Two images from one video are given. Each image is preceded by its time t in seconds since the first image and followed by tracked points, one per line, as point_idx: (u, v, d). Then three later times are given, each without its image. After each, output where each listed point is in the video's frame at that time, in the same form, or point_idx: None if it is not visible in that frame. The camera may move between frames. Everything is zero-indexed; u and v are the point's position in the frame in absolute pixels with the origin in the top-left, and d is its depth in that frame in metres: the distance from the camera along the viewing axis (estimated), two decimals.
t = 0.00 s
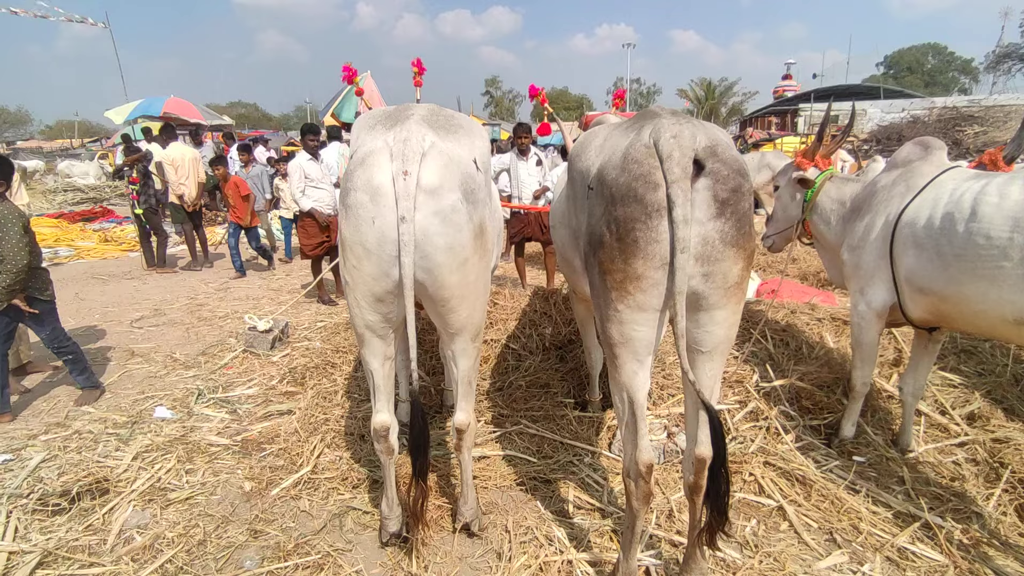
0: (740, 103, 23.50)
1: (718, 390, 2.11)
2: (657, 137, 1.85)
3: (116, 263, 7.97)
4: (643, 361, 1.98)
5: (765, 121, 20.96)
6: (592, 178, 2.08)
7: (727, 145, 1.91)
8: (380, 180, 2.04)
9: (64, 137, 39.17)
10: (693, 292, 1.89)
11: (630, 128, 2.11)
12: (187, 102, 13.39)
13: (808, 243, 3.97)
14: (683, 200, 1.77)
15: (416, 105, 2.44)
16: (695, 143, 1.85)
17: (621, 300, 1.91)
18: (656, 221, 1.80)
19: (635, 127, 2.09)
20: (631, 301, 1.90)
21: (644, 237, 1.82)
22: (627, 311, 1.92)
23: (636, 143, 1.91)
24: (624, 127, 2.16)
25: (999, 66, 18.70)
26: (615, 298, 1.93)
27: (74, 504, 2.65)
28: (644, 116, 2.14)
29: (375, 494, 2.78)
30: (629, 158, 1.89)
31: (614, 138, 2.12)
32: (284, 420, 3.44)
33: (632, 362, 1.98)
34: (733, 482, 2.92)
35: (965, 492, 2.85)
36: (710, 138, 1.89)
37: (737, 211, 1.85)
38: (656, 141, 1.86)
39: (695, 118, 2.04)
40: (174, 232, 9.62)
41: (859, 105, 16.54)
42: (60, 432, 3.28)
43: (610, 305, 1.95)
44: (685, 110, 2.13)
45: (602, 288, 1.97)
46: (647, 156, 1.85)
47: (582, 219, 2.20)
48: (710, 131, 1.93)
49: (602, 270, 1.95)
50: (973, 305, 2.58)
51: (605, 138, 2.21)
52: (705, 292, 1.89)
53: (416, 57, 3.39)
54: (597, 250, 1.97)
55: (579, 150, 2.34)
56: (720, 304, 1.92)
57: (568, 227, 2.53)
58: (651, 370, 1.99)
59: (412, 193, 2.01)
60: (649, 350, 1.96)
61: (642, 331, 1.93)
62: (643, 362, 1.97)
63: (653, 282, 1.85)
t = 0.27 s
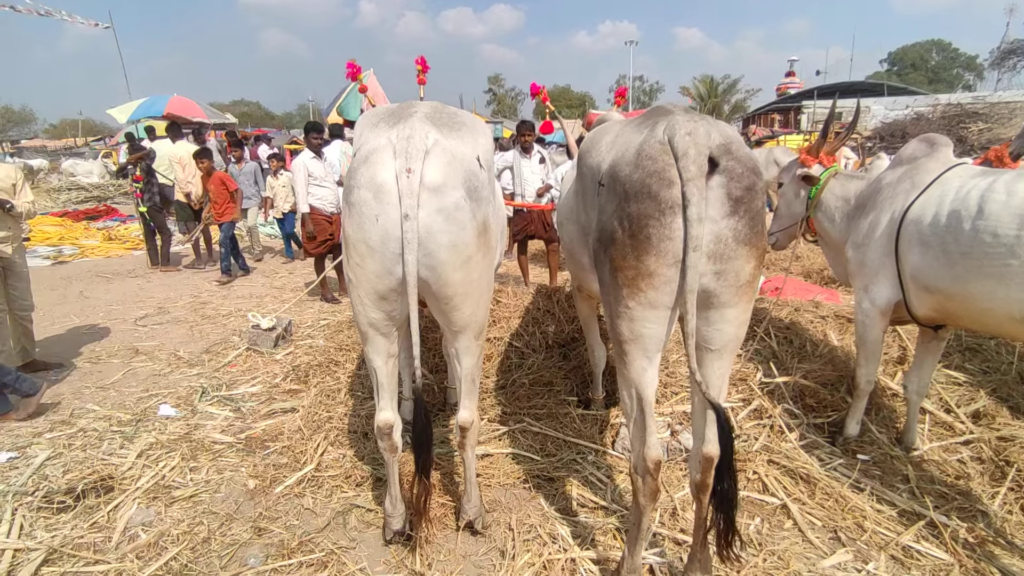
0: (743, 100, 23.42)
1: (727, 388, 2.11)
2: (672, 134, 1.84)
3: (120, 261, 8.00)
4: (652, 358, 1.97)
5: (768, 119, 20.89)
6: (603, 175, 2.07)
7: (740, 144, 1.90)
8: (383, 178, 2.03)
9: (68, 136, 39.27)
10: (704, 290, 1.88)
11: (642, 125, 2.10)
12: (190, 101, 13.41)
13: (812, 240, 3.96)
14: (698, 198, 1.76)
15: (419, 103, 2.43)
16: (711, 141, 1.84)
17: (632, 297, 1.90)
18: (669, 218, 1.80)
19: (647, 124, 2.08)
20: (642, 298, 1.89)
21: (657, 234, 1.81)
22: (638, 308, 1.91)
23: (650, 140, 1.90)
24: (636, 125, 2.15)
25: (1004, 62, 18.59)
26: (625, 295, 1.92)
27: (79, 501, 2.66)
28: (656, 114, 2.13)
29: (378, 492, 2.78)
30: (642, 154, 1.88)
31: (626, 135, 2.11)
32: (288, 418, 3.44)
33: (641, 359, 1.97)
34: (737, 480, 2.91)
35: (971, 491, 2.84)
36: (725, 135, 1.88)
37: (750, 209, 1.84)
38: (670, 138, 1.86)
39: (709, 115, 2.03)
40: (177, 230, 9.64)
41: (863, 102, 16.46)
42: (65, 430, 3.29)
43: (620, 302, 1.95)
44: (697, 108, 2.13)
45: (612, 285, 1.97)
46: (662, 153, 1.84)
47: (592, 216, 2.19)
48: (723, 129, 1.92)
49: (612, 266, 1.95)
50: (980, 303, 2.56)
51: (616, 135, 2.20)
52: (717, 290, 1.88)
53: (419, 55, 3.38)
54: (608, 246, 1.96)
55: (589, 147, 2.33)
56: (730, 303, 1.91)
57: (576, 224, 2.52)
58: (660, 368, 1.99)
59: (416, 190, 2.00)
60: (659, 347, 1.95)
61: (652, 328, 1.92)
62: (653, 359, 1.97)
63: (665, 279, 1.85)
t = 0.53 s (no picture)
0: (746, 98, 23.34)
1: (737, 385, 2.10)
2: (690, 130, 1.82)
3: (123, 260, 8.02)
4: (662, 352, 1.98)
5: (771, 116, 20.81)
6: (617, 171, 2.06)
7: (757, 141, 1.89)
8: (385, 175, 2.03)
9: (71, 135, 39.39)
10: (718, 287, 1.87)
11: (657, 121, 2.08)
12: (193, 100, 13.44)
13: (815, 237, 3.94)
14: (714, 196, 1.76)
15: (421, 100, 2.42)
16: (728, 138, 1.83)
17: (646, 294, 1.90)
18: (685, 215, 1.79)
19: (662, 121, 2.07)
20: (656, 294, 1.89)
21: (673, 231, 1.81)
22: (651, 305, 1.91)
23: (666, 135, 1.88)
24: (650, 121, 2.14)
25: (1009, 59, 18.46)
26: (639, 291, 1.92)
27: (83, 498, 2.67)
28: (671, 111, 2.12)
29: (381, 489, 2.78)
30: (659, 150, 1.86)
31: (641, 130, 2.10)
32: (290, 416, 3.45)
33: (652, 353, 1.97)
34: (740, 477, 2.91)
35: (975, 489, 2.82)
36: (742, 133, 1.87)
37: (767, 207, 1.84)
38: (687, 133, 1.84)
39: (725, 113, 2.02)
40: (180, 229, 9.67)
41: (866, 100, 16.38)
42: (69, 427, 3.30)
43: (633, 298, 1.95)
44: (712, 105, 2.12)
45: (625, 281, 1.96)
46: (679, 149, 1.82)
47: (603, 213, 2.18)
48: (739, 127, 1.90)
49: (626, 263, 1.94)
50: (984, 300, 2.55)
51: (630, 131, 2.19)
52: (731, 288, 1.88)
53: (420, 52, 3.35)
54: (622, 242, 1.96)
55: (601, 143, 2.32)
56: (745, 300, 1.91)
57: (586, 220, 2.52)
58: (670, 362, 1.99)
59: (418, 187, 2.00)
60: (671, 342, 1.96)
61: (664, 324, 1.92)
62: (663, 352, 1.97)
63: (679, 276, 1.84)
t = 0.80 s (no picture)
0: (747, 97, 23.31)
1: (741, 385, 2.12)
2: (699, 135, 1.83)
3: (125, 261, 8.04)
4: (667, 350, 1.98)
5: (772, 115, 20.78)
6: (623, 175, 2.07)
7: (766, 148, 1.89)
8: (386, 175, 2.03)
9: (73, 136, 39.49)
10: (725, 292, 1.88)
11: (666, 127, 2.09)
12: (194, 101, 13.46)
13: (816, 236, 3.93)
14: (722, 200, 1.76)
15: (421, 101, 2.42)
16: (737, 143, 1.83)
17: (653, 297, 1.92)
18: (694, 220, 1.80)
19: (671, 126, 2.07)
20: (660, 296, 1.91)
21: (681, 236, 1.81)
22: (656, 306, 1.94)
23: (675, 143, 1.89)
24: (658, 126, 2.15)
25: (1011, 57, 18.42)
26: (647, 294, 1.93)
27: (85, 499, 2.68)
28: (679, 115, 2.12)
29: (382, 489, 2.79)
30: (668, 158, 1.87)
31: (649, 136, 2.10)
32: (292, 416, 3.45)
33: (656, 347, 2.00)
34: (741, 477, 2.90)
35: (977, 488, 2.82)
36: (751, 139, 1.88)
37: (776, 213, 1.83)
38: (696, 139, 1.85)
39: (735, 117, 2.02)
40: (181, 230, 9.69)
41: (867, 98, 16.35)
42: (71, 428, 3.31)
43: (640, 300, 1.96)
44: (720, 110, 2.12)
45: (632, 284, 1.97)
46: (687, 155, 1.83)
47: (608, 215, 2.19)
48: (748, 132, 1.91)
49: (633, 267, 1.95)
50: (984, 300, 2.54)
51: (637, 135, 2.20)
52: (739, 293, 1.88)
53: (419, 51, 3.36)
54: (628, 247, 1.96)
55: (609, 146, 2.33)
56: (753, 305, 1.90)
57: (590, 222, 2.53)
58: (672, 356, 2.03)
59: (418, 188, 2.00)
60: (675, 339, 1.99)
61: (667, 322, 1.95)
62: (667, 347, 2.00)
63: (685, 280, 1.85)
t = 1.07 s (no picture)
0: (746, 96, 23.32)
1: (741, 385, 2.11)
2: (696, 131, 1.83)
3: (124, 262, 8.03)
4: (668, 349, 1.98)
5: (770, 115, 20.81)
6: (622, 171, 2.08)
7: (762, 145, 1.90)
8: (386, 177, 2.03)
9: (71, 137, 39.43)
10: (721, 289, 1.87)
11: (664, 124, 2.10)
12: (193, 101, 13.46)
13: (813, 236, 3.94)
14: (718, 196, 1.76)
15: (420, 101, 2.43)
16: (735, 140, 1.84)
17: (651, 293, 1.91)
18: (691, 216, 1.80)
19: (669, 122, 2.08)
20: (659, 294, 1.90)
21: (677, 232, 1.81)
22: (656, 303, 1.92)
23: (673, 138, 1.90)
24: (657, 123, 2.16)
25: (1009, 56, 18.44)
26: (644, 291, 1.93)
27: (85, 501, 2.68)
28: (678, 112, 2.13)
29: (382, 490, 2.79)
30: (666, 152, 1.88)
31: (647, 133, 2.11)
32: (291, 417, 3.46)
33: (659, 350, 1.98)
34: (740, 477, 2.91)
35: (975, 487, 2.83)
36: (747, 136, 1.88)
37: (771, 210, 1.84)
38: (693, 136, 1.85)
39: (732, 115, 2.03)
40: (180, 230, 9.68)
41: (866, 97, 16.35)
42: (70, 430, 3.31)
43: (639, 297, 1.96)
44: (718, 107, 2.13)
45: (630, 281, 1.98)
46: (684, 151, 1.83)
47: (607, 212, 2.20)
48: (745, 128, 1.92)
49: (631, 263, 1.95)
50: (980, 299, 2.55)
51: (636, 133, 2.21)
52: (735, 289, 1.87)
53: (416, 51, 3.36)
54: (626, 244, 1.97)
55: (608, 144, 2.34)
56: (750, 302, 1.90)
57: (589, 220, 2.53)
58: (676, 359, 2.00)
59: (418, 189, 2.00)
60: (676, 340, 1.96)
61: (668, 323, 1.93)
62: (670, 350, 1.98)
63: (681, 276, 1.85)
